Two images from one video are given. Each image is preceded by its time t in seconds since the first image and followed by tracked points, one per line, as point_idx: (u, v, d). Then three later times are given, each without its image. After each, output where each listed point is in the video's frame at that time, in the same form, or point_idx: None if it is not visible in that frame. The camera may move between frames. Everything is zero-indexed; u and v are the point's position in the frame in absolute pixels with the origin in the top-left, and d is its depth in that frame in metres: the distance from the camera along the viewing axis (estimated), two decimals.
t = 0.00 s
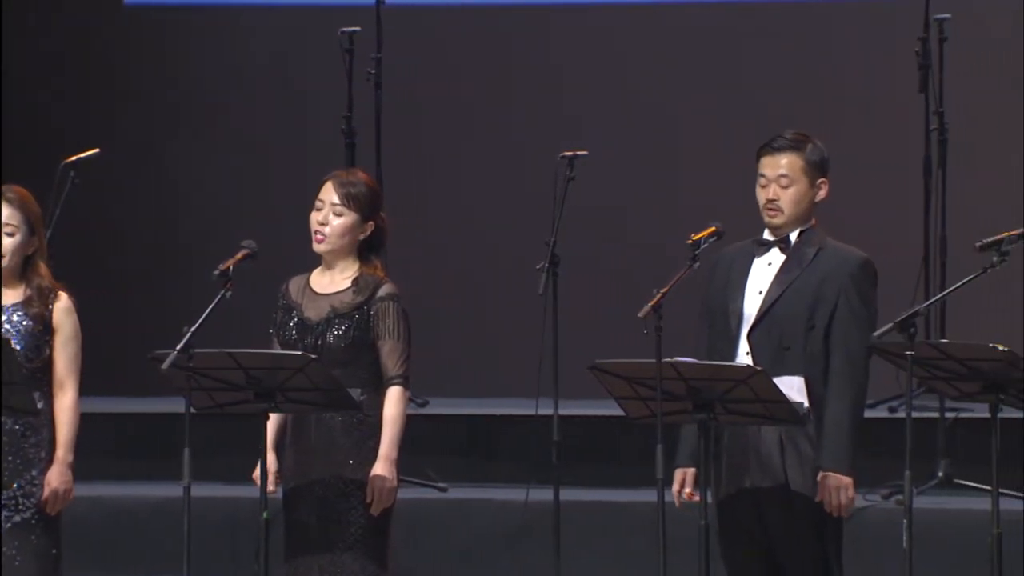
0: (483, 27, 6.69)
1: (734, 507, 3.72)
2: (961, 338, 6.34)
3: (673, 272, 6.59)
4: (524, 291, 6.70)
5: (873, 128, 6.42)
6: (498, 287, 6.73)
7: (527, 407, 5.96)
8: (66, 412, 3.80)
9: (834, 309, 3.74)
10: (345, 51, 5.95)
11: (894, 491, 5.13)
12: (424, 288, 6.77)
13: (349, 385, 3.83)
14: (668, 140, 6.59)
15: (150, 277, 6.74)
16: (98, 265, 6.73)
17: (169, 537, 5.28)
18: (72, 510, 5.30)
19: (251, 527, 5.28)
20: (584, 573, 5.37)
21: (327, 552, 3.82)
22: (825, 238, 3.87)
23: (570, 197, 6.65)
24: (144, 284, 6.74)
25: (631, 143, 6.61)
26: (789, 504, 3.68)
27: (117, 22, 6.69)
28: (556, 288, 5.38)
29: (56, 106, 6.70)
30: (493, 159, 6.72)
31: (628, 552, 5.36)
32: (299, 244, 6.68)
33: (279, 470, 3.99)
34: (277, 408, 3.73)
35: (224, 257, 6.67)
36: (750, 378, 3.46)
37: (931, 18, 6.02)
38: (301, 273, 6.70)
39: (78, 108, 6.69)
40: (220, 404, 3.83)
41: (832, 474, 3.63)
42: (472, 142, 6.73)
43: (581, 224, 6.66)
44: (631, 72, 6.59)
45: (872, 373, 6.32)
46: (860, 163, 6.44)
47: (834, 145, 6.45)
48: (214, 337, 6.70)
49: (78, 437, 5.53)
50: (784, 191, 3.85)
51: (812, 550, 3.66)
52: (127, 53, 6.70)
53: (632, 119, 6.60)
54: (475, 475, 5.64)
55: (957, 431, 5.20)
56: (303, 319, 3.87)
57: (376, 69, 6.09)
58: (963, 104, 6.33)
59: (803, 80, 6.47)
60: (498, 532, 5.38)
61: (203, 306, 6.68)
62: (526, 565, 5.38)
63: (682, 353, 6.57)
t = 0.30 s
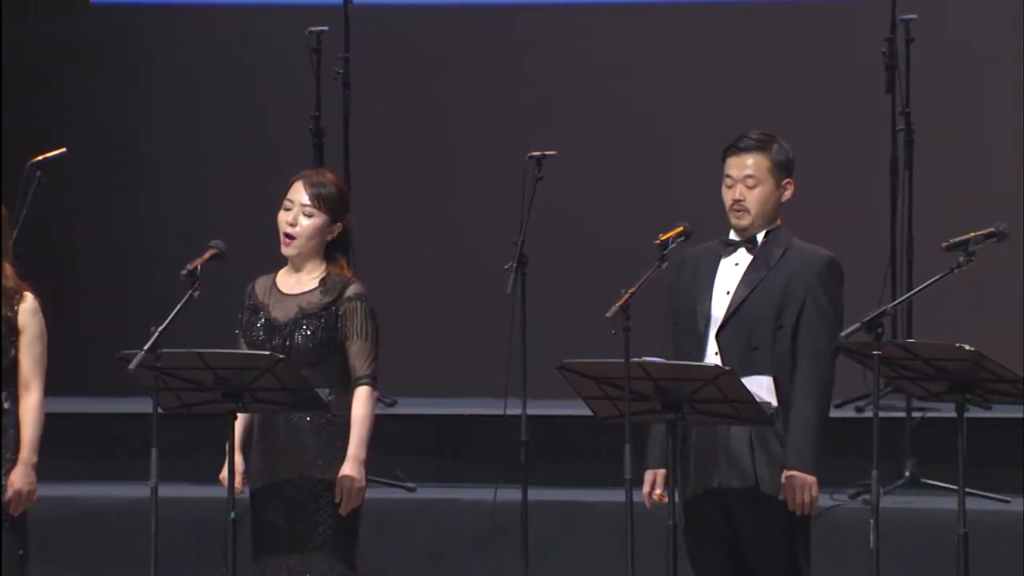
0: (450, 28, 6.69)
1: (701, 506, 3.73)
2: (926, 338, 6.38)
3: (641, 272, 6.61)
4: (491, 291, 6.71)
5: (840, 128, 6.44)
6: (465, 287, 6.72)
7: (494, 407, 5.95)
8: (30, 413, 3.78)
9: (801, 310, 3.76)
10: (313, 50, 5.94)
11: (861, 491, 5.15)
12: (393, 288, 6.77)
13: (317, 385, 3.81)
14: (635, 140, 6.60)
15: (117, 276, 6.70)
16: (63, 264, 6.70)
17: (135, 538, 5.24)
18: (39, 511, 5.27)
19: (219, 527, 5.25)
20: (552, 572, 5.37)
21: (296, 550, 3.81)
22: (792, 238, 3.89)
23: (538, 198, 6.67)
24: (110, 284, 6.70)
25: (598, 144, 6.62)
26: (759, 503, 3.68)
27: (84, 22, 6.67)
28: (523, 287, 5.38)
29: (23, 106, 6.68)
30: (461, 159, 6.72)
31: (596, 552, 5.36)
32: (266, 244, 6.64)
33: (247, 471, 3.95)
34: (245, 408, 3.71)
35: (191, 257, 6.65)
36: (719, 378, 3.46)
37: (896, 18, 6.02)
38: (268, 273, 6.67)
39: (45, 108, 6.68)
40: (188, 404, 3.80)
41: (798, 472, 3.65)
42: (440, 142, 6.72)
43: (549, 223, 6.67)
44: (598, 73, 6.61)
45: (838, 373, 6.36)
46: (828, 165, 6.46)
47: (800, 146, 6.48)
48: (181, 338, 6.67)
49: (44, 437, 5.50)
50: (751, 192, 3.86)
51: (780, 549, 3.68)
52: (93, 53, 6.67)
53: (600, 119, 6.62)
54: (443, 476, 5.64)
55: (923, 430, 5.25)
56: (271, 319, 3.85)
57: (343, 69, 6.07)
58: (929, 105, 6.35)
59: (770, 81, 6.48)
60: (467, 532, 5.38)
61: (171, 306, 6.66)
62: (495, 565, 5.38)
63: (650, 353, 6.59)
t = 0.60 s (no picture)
0: (418, 28, 6.70)
1: (673, 508, 3.75)
2: (892, 338, 6.42)
3: (609, 273, 6.62)
4: (459, 291, 6.72)
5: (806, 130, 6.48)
6: (434, 287, 6.73)
7: (463, 408, 5.94)
8: None
9: (772, 313, 3.77)
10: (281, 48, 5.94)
11: (829, 491, 5.17)
12: (362, 288, 6.77)
13: (286, 385, 3.79)
14: (603, 141, 6.62)
15: (84, 275, 6.70)
16: (30, 263, 6.68)
17: (102, 538, 5.21)
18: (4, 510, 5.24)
19: (187, 527, 5.23)
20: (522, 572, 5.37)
21: (266, 550, 3.80)
22: (762, 241, 3.91)
23: (506, 198, 6.68)
24: (77, 283, 6.69)
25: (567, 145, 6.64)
26: (731, 506, 3.69)
27: (51, 21, 6.65)
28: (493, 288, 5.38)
29: None
30: (429, 159, 6.73)
31: (565, 551, 5.36)
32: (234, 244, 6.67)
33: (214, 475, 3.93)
34: (213, 409, 3.70)
35: (158, 256, 6.66)
36: (688, 378, 3.47)
37: (863, 18, 6.06)
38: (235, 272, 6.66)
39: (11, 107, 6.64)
40: (155, 404, 3.78)
41: (775, 476, 3.67)
42: (410, 143, 6.74)
43: (518, 224, 6.69)
44: (567, 75, 6.63)
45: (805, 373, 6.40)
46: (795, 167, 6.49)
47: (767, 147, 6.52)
48: (148, 338, 6.65)
49: (11, 436, 5.46)
50: (722, 192, 3.88)
51: (751, 552, 3.70)
52: (60, 53, 6.65)
53: (569, 120, 6.64)
54: (413, 476, 5.63)
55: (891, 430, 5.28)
56: (240, 319, 3.84)
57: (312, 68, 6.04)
58: (896, 108, 6.41)
59: (737, 82, 6.52)
60: (436, 532, 5.38)
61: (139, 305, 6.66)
62: (464, 565, 5.37)
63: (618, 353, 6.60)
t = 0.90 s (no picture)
0: (386, 28, 6.70)
1: (643, 506, 3.77)
2: (857, 338, 6.46)
3: (577, 273, 6.65)
4: (427, 291, 6.72)
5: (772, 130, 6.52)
6: (402, 287, 6.74)
7: (431, 408, 5.94)
8: None
9: (743, 313, 3.79)
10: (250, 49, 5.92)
11: (796, 490, 5.19)
12: (330, 287, 6.77)
13: (254, 385, 3.77)
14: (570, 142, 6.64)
15: (52, 274, 6.72)
16: None
17: (69, 538, 5.20)
18: None
19: (154, 527, 5.20)
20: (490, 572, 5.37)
21: (235, 550, 3.78)
22: (733, 241, 3.93)
23: (474, 198, 6.69)
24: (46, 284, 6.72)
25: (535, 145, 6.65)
26: (699, 502, 3.72)
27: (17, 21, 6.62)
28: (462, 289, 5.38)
29: None
30: (397, 159, 6.73)
31: (534, 552, 5.37)
32: (199, 244, 6.64)
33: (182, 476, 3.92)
34: (180, 409, 3.67)
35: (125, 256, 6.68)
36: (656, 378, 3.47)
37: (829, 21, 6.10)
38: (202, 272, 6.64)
39: None
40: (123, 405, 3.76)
41: (744, 475, 3.68)
42: (378, 143, 6.74)
43: (486, 224, 6.70)
44: (535, 75, 6.64)
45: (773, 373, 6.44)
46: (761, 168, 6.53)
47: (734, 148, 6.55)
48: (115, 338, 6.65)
49: None
50: (692, 194, 3.90)
51: (721, 551, 3.71)
52: (27, 54, 6.65)
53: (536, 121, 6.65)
54: (381, 476, 5.63)
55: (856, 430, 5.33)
56: (208, 320, 3.82)
57: (279, 67, 6.02)
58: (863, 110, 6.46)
59: (703, 84, 6.55)
60: (404, 532, 5.37)
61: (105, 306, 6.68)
62: (432, 565, 5.36)
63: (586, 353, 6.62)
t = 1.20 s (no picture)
0: (351, 28, 6.71)
1: (610, 506, 3.78)
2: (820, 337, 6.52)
3: (543, 272, 6.66)
4: (392, 290, 6.72)
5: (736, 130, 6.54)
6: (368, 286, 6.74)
7: (398, 408, 5.93)
8: None
9: (708, 314, 3.82)
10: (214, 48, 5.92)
11: (760, 490, 5.25)
12: (294, 285, 6.79)
13: (219, 386, 3.76)
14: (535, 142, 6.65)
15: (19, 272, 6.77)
16: None
17: (33, 538, 5.19)
18: None
19: (118, 527, 5.17)
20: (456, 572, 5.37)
21: (201, 551, 3.77)
22: (701, 241, 3.96)
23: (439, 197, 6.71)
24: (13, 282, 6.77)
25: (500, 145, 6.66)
26: (665, 502, 3.74)
27: None
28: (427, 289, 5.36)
29: None
30: (363, 158, 6.75)
31: (500, 551, 5.38)
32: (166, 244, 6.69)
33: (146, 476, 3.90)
34: (144, 409, 3.66)
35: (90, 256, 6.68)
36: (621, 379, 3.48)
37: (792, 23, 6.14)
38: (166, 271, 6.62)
39: None
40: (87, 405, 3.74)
41: (708, 475, 3.69)
42: (343, 143, 6.74)
43: (452, 223, 6.72)
44: (500, 75, 6.65)
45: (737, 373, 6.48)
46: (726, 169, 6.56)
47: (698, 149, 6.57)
48: (80, 336, 6.68)
49: None
50: (660, 194, 3.92)
51: (686, 551, 3.73)
52: None
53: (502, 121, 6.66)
54: (347, 476, 5.62)
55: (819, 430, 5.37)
56: (173, 320, 3.80)
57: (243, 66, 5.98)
58: (828, 112, 6.52)
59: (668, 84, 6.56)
60: (369, 532, 5.36)
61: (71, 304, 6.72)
62: (398, 566, 5.35)
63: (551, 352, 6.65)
